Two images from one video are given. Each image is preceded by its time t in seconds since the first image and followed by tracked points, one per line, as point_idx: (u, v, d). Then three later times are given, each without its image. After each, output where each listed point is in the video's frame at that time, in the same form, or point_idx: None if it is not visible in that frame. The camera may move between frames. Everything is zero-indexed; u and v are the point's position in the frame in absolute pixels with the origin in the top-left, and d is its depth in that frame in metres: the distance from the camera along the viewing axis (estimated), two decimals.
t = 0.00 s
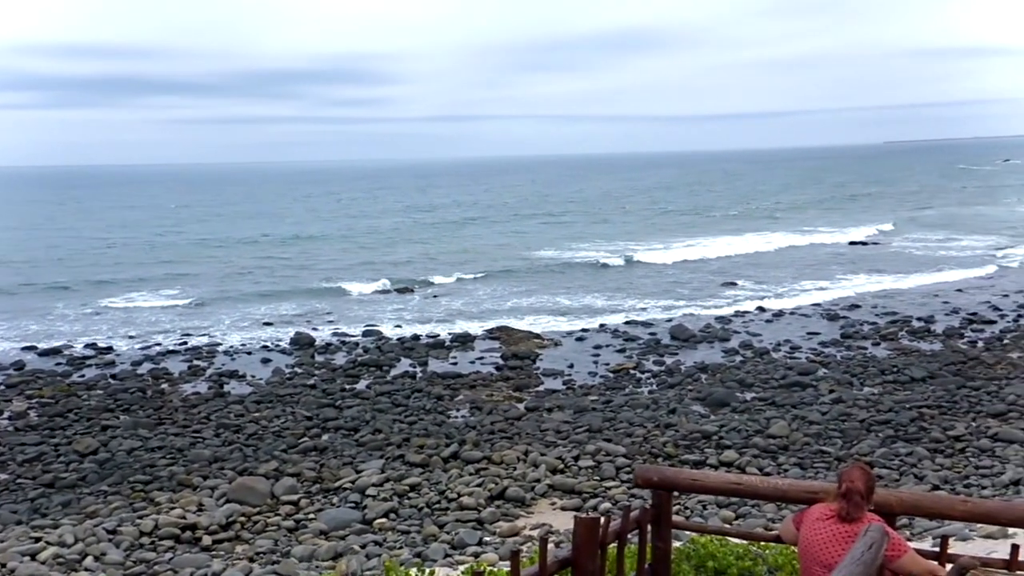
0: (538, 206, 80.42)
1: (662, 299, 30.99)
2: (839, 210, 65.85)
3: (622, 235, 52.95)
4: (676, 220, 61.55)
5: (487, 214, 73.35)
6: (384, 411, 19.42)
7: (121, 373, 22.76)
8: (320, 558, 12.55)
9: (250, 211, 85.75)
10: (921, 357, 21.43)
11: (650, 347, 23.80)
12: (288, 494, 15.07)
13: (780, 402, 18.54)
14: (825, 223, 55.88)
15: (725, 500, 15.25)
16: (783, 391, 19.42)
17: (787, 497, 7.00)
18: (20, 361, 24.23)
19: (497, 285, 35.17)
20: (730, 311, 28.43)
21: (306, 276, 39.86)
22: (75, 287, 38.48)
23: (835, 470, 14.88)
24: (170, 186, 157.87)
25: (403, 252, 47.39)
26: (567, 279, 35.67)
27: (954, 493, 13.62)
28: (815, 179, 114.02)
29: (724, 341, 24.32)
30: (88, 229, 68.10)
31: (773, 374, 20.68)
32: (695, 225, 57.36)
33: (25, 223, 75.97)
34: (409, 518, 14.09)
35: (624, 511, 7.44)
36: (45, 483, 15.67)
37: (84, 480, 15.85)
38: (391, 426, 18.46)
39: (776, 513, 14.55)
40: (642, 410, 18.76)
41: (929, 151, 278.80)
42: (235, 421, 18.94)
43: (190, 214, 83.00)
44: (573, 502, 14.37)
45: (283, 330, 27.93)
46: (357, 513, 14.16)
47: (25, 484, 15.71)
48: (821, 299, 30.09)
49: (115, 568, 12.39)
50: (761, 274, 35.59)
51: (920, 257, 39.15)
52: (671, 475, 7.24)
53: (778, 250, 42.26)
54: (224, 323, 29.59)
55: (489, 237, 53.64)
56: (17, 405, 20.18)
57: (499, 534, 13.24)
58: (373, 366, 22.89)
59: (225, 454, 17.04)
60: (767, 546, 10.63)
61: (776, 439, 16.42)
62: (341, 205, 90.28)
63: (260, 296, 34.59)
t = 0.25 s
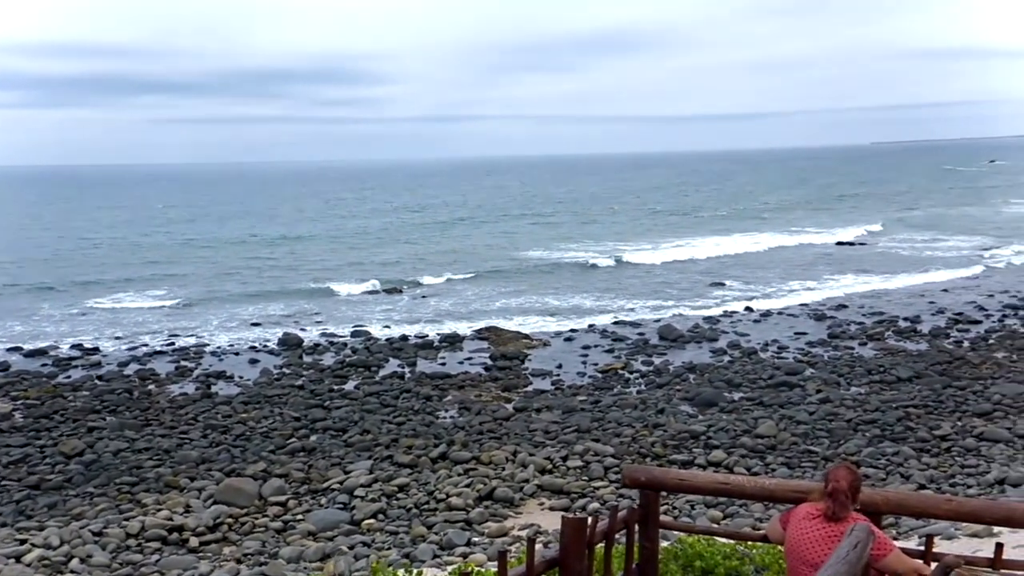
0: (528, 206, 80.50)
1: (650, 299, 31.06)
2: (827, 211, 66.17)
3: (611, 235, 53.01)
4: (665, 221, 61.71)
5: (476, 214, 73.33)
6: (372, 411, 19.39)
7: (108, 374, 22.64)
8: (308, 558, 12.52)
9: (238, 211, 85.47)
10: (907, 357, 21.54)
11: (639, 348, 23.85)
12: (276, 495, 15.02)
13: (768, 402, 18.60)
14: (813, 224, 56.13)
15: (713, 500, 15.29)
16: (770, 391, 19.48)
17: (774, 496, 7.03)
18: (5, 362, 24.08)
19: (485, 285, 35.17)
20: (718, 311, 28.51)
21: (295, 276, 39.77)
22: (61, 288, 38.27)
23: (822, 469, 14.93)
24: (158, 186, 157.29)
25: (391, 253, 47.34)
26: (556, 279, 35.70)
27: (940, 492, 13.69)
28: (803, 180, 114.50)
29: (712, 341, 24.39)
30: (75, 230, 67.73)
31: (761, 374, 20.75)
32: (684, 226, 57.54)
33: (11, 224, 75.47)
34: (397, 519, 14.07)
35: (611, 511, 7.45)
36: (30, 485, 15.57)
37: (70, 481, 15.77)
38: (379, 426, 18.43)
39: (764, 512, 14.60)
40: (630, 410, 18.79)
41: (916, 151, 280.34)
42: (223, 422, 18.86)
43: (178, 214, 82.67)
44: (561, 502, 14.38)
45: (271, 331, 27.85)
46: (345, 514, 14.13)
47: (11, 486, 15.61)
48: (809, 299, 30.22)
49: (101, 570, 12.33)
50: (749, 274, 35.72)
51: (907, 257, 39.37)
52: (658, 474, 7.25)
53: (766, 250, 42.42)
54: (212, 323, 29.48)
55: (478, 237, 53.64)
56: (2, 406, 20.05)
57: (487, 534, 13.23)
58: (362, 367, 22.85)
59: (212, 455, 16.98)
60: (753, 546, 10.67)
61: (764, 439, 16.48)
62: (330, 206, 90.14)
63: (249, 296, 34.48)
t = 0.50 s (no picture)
0: (517, 208, 80.58)
1: (638, 301, 31.11)
2: (814, 212, 66.53)
3: (600, 237, 53.09)
4: (652, 222, 61.90)
5: (465, 216, 73.31)
6: (360, 413, 19.34)
7: (93, 376, 22.50)
8: (295, 561, 12.48)
9: (226, 213, 85.18)
10: (893, 358, 21.66)
11: (627, 349, 23.89)
12: (263, 498, 14.96)
13: (755, 403, 18.67)
14: (800, 226, 56.42)
15: (701, 501, 15.31)
16: (758, 392, 19.54)
17: (760, 498, 7.05)
18: None
19: (474, 287, 35.17)
20: (706, 313, 28.58)
21: (282, 278, 39.66)
22: (47, 290, 38.01)
23: (809, 470, 14.99)
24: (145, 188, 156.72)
25: (380, 255, 47.27)
26: (544, 281, 35.73)
27: (925, 492, 13.78)
28: (790, 182, 115.10)
29: (700, 343, 24.46)
30: (60, 231, 67.31)
31: (748, 376, 20.82)
32: (671, 227, 57.72)
33: None
34: (385, 521, 14.04)
35: (598, 513, 7.45)
36: (15, 488, 15.45)
37: (55, 485, 15.66)
38: (367, 428, 18.39)
39: (751, 513, 14.64)
40: (618, 412, 18.82)
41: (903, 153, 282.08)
42: (209, 424, 18.78)
43: (165, 216, 82.26)
44: (549, 504, 14.37)
45: (258, 333, 27.76)
46: (332, 517, 14.09)
47: None
48: (796, 301, 30.35)
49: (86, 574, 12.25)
50: (736, 276, 35.84)
51: (893, 259, 39.60)
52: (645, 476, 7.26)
53: (754, 252, 42.58)
54: (198, 326, 29.35)
55: (467, 239, 53.65)
56: None
57: (475, 536, 13.22)
58: (350, 369, 22.80)
59: (199, 458, 16.90)
60: (740, 546, 10.71)
61: (752, 440, 16.53)
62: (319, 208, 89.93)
63: (236, 298, 34.34)
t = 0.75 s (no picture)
0: (506, 208, 80.65)
1: (627, 301, 31.17)
2: (801, 212, 66.77)
3: (589, 237, 53.15)
4: (641, 223, 62.04)
5: (453, 216, 73.29)
6: (349, 414, 19.30)
7: (80, 377, 22.38)
8: (283, 562, 12.45)
9: (214, 213, 84.87)
10: (880, 358, 21.76)
11: (615, 349, 23.93)
12: (251, 499, 14.91)
13: (743, 403, 18.74)
14: (788, 226, 56.65)
15: (689, 501, 15.35)
16: (746, 392, 19.60)
17: (747, 497, 7.07)
18: None
19: (463, 287, 35.14)
20: (694, 313, 28.65)
21: (270, 278, 39.54)
22: (32, 290, 37.79)
23: (796, 470, 15.04)
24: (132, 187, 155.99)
25: (369, 255, 47.21)
26: (533, 281, 35.74)
27: (911, 491, 13.83)
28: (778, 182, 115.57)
29: (688, 343, 24.52)
30: (46, 231, 66.89)
31: (737, 375, 20.89)
32: (660, 228, 57.84)
33: None
34: (374, 522, 14.02)
35: (586, 513, 7.46)
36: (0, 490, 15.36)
37: (41, 486, 15.58)
38: (356, 429, 18.36)
39: (739, 513, 14.68)
40: (606, 412, 18.84)
41: (891, 154, 283.61)
42: (197, 425, 18.71)
43: (152, 216, 81.89)
44: (538, 504, 14.38)
45: (246, 334, 27.67)
46: (321, 517, 14.06)
47: None
48: (784, 301, 30.45)
49: None
50: (725, 276, 35.95)
51: (880, 259, 39.81)
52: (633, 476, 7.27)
53: (742, 252, 42.72)
54: (186, 326, 29.23)
55: (456, 239, 53.63)
56: None
57: (464, 537, 13.21)
58: (338, 369, 22.75)
59: (186, 459, 16.83)
60: (728, 546, 10.71)
61: (740, 440, 16.58)
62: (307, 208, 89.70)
63: (224, 299, 34.22)
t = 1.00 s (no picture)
0: (494, 209, 80.67)
1: (614, 302, 31.23)
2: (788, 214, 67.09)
3: (577, 238, 53.22)
4: (629, 224, 62.19)
5: (442, 217, 73.24)
6: (336, 416, 19.25)
7: (64, 380, 22.23)
8: (270, 565, 12.40)
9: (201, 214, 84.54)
10: (866, 358, 21.86)
11: (603, 350, 23.96)
12: (238, 501, 14.85)
13: (730, 403, 18.79)
14: (775, 227, 56.89)
15: (677, 502, 15.37)
16: (733, 392, 19.66)
17: (733, 498, 7.08)
18: None
19: (450, 289, 35.11)
20: (681, 314, 28.73)
21: (258, 280, 39.41)
22: (17, 292, 37.54)
23: (782, 470, 15.10)
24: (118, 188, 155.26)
25: (356, 256, 47.14)
26: (521, 282, 35.77)
27: (897, 491, 13.91)
28: (765, 183, 116.11)
29: (675, 344, 24.57)
30: (31, 233, 66.46)
31: (724, 376, 20.95)
32: (648, 229, 57.99)
33: None
34: (361, 524, 13.98)
35: (572, 514, 7.45)
36: None
37: (25, 490, 15.47)
38: (343, 431, 18.31)
39: (726, 513, 14.72)
40: (594, 413, 18.86)
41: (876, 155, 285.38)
42: (183, 428, 18.62)
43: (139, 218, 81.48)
44: (526, 505, 14.38)
45: (233, 335, 27.57)
46: (308, 520, 14.02)
47: None
48: (771, 301, 30.56)
49: None
50: (712, 277, 36.08)
51: (866, 260, 40.03)
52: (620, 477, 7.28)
53: (730, 253, 42.86)
54: (172, 328, 29.09)
55: (444, 240, 53.60)
56: None
57: (451, 538, 13.19)
58: (326, 371, 22.69)
59: (172, 461, 16.75)
60: (714, 546, 10.75)
61: (727, 440, 16.62)
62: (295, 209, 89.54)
63: (211, 300, 34.07)
